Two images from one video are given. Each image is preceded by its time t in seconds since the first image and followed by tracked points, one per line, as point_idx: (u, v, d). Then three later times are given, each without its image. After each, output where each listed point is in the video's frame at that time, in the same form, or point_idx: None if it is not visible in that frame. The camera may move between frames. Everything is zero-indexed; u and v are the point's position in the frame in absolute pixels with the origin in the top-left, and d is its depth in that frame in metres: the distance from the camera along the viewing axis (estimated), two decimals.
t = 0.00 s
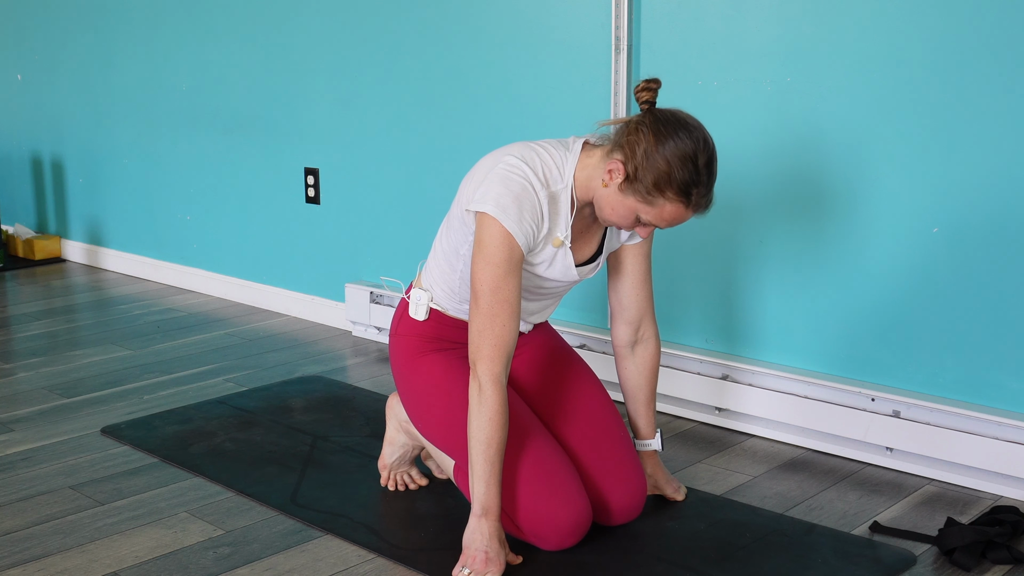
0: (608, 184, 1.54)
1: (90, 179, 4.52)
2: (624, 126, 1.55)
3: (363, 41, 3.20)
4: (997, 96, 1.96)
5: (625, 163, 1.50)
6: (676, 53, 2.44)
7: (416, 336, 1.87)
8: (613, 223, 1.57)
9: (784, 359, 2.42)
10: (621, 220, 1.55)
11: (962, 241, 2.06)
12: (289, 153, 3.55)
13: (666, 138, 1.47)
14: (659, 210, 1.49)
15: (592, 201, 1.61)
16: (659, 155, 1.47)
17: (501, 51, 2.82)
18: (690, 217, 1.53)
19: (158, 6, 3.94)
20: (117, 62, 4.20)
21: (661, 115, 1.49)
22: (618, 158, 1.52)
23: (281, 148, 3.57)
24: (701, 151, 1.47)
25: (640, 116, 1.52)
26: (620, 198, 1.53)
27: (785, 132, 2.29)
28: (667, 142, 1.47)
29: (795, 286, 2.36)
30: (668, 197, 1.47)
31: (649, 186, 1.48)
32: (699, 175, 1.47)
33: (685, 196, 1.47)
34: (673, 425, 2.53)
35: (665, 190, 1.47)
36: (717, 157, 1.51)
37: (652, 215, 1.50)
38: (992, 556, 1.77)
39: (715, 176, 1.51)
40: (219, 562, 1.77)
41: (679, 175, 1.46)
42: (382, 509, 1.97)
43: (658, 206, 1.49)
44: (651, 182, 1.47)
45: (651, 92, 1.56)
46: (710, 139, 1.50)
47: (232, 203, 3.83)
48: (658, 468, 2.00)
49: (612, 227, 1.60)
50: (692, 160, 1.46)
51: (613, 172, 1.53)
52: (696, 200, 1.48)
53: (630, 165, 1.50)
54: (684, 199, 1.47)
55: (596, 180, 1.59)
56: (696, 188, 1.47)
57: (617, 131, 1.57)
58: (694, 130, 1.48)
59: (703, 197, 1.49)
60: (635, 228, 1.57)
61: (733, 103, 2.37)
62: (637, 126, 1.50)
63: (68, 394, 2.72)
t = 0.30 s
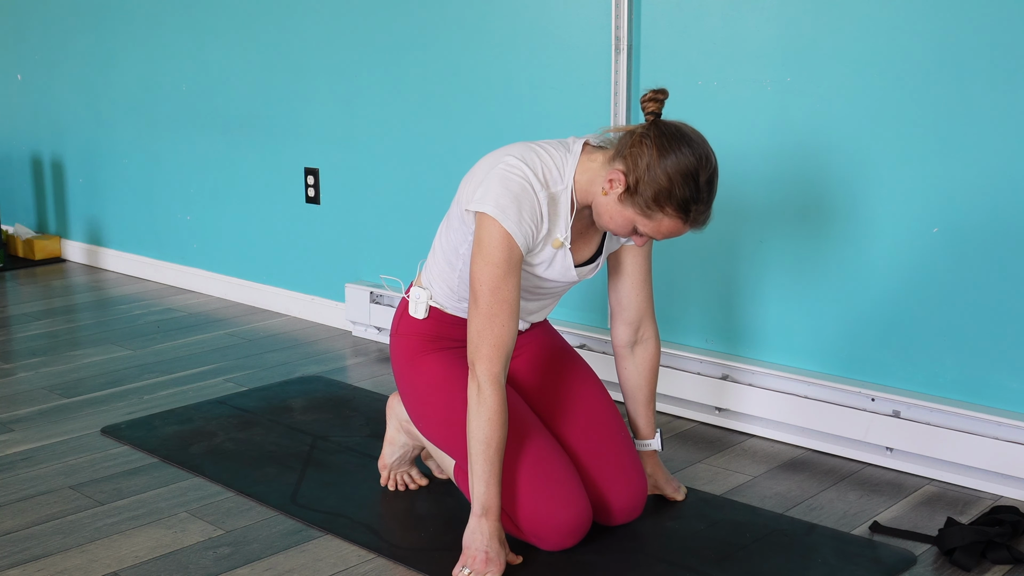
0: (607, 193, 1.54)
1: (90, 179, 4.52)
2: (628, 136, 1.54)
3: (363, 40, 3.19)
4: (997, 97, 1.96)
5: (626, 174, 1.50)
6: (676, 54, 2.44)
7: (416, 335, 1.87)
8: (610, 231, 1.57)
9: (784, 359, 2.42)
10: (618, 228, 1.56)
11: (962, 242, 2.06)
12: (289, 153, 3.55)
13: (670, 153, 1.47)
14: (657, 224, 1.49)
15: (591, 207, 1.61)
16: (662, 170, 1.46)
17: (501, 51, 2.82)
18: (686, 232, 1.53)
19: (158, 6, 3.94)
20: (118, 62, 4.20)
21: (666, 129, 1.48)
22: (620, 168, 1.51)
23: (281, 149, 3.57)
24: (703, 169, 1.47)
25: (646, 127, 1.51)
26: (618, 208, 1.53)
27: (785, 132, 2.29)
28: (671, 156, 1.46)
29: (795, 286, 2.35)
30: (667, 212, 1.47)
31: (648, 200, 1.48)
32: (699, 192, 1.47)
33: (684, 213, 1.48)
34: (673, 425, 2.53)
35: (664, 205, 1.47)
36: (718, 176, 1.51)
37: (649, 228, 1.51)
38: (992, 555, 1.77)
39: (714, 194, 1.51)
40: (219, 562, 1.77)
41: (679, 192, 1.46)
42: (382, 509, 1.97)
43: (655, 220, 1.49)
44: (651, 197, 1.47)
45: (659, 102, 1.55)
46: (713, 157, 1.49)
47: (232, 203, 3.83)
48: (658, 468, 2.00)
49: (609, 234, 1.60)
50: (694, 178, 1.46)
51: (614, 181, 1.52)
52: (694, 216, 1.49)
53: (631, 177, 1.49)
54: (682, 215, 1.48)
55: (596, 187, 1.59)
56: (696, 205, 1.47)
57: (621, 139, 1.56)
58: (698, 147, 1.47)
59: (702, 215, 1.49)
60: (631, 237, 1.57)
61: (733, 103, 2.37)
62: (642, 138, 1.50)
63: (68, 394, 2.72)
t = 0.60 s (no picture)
0: (607, 197, 1.54)
1: (90, 179, 4.52)
2: (628, 139, 1.54)
3: (363, 41, 3.19)
4: (997, 97, 1.96)
5: (626, 178, 1.50)
6: (676, 54, 2.44)
7: (416, 335, 1.87)
8: (611, 233, 1.57)
9: (785, 359, 2.42)
10: (618, 231, 1.56)
11: (962, 242, 2.06)
12: (289, 153, 3.55)
13: (669, 157, 1.47)
14: (657, 227, 1.50)
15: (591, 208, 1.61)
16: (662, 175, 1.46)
17: (501, 51, 2.82)
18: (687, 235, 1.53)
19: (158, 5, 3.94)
20: (118, 62, 4.20)
21: (665, 133, 1.48)
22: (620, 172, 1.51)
23: (281, 149, 3.57)
24: (703, 174, 1.47)
25: (646, 131, 1.51)
26: (618, 212, 1.53)
27: (784, 132, 2.29)
28: (670, 161, 1.46)
29: (796, 286, 2.35)
30: (667, 216, 1.47)
31: (647, 204, 1.48)
32: (698, 196, 1.47)
33: (684, 218, 1.48)
34: (673, 425, 2.53)
35: (663, 209, 1.47)
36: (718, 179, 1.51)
37: (650, 232, 1.51)
38: (992, 555, 1.77)
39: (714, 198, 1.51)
40: (219, 562, 1.77)
41: (678, 196, 1.46)
42: (382, 509, 1.97)
43: (655, 224, 1.49)
44: (651, 201, 1.47)
45: (659, 105, 1.57)
46: (712, 161, 1.49)
47: (232, 203, 3.83)
48: (658, 468, 2.00)
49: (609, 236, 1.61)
50: (694, 183, 1.46)
51: (613, 185, 1.52)
52: (694, 220, 1.49)
53: (631, 181, 1.49)
54: (681, 219, 1.48)
55: (597, 189, 1.59)
56: (696, 210, 1.47)
57: (621, 142, 1.56)
58: (697, 151, 1.47)
59: (702, 219, 1.49)
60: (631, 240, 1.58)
61: (733, 103, 2.37)
62: (642, 143, 1.49)
63: (68, 394, 2.72)
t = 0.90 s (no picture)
0: (608, 193, 1.54)
1: (90, 179, 4.52)
2: (624, 134, 1.55)
3: (363, 41, 3.19)
4: (997, 97, 1.96)
5: (626, 172, 1.50)
6: (676, 54, 2.44)
7: (417, 336, 1.87)
8: (614, 230, 1.56)
9: (785, 359, 2.42)
10: (621, 228, 1.55)
11: (962, 242, 2.06)
12: (289, 153, 3.54)
13: (668, 147, 1.47)
14: (660, 218, 1.49)
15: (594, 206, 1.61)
16: (662, 166, 1.47)
17: (501, 51, 2.82)
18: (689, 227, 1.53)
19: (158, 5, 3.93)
20: (118, 62, 4.20)
21: (661, 123, 1.49)
22: (620, 167, 1.51)
23: (281, 149, 3.57)
24: (703, 163, 1.47)
25: (643, 124, 1.51)
26: (620, 207, 1.52)
27: (785, 132, 2.29)
28: (669, 151, 1.47)
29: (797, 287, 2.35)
30: (668, 205, 1.47)
31: (648, 194, 1.48)
32: (699, 184, 1.47)
33: (686, 207, 1.47)
34: (673, 425, 2.53)
35: (665, 199, 1.47)
36: (717, 168, 1.51)
37: (652, 224, 1.50)
38: (993, 555, 1.77)
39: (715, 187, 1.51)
40: (219, 562, 1.77)
41: (679, 184, 1.46)
42: (382, 509, 1.97)
43: (658, 215, 1.49)
44: (652, 192, 1.47)
45: (655, 100, 1.53)
46: (711, 150, 1.50)
47: (232, 203, 3.83)
48: (658, 468, 2.00)
49: (613, 235, 1.60)
50: (693, 171, 1.46)
51: (614, 180, 1.52)
52: (697, 208, 1.48)
53: (631, 173, 1.49)
54: (683, 208, 1.47)
55: (598, 186, 1.59)
56: (697, 198, 1.47)
57: (619, 138, 1.57)
58: (694, 139, 1.48)
59: (704, 208, 1.49)
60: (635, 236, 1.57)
61: (734, 103, 2.37)
62: (639, 136, 1.50)
63: (68, 394, 2.72)
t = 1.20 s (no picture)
0: (601, 183, 1.54)
1: (90, 179, 4.52)
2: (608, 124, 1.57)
3: (363, 41, 3.19)
4: (997, 97, 1.96)
5: (614, 157, 1.51)
6: (676, 54, 2.44)
7: (416, 336, 1.87)
8: (614, 222, 1.56)
9: (785, 359, 2.42)
10: (619, 217, 1.54)
11: (962, 242, 2.06)
12: (289, 153, 3.54)
13: (652, 127, 1.48)
14: (653, 197, 1.48)
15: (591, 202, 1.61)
16: (647, 144, 1.47)
17: (501, 51, 2.82)
18: (687, 205, 1.51)
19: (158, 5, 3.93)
20: (118, 62, 4.20)
21: (642, 106, 1.51)
22: (608, 154, 1.53)
23: (281, 149, 3.57)
24: (687, 134, 1.47)
25: (624, 110, 1.54)
26: (614, 194, 1.52)
27: (785, 132, 2.29)
28: (654, 131, 1.48)
29: (796, 287, 2.35)
30: (659, 181, 1.47)
31: (638, 173, 1.48)
32: (687, 156, 1.46)
33: (676, 180, 1.46)
34: (673, 425, 2.53)
35: (654, 174, 1.47)
36: (704, 142, 1.51)
37: (648, 205, 1.49)
38: (992, 556, 1.77)
39: (705, 160, 1.50)
40: (219, 562, 1.77)
41: (666, 158, 1.46)
42: (382, 509, 1.97)
43: (651, 193, 1.48)
44: (641, 170, 1.47)
45: (635, 88, 1.54)
46: (696, 124, 1.50)
47: (232, 203, 3.83)
48: (660, 469, 2.00)
49: (614, 229, 1.59)
50: (678, 142, 1.46)
51: (604, 169, 1.53)
52: (689, 182, 1.47)
53: (619, 158, 1.50)
54: (675, 182, 1.46)
55: (591, 180, 1.59)
56: (687, 171, 1.46)
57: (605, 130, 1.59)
58: (676, 115, 1.49)
59: (696, 180, 1.48)
60: (635, 225, 1.56)
61: (733, 103, 2.37)
62: (622, 121, 1.52)
63: (68, 394, 2.72)
